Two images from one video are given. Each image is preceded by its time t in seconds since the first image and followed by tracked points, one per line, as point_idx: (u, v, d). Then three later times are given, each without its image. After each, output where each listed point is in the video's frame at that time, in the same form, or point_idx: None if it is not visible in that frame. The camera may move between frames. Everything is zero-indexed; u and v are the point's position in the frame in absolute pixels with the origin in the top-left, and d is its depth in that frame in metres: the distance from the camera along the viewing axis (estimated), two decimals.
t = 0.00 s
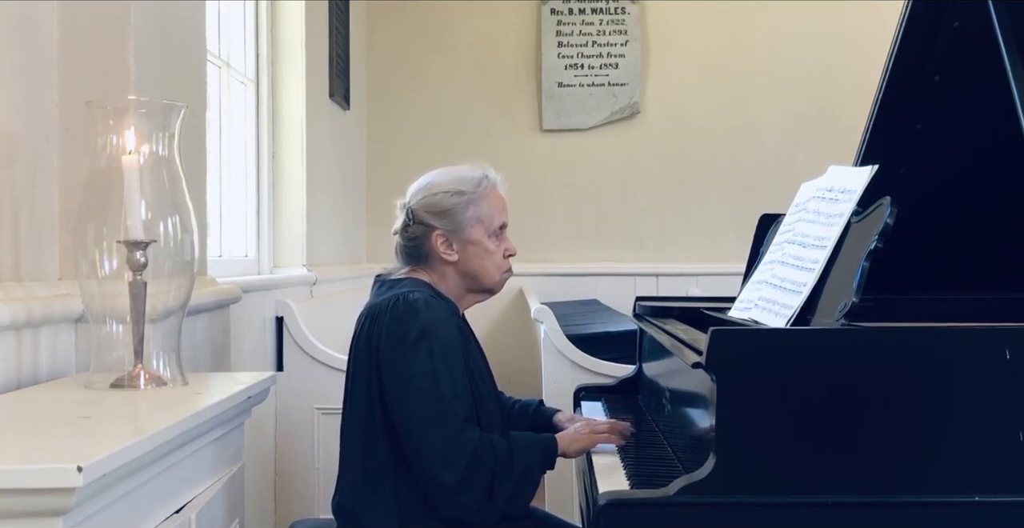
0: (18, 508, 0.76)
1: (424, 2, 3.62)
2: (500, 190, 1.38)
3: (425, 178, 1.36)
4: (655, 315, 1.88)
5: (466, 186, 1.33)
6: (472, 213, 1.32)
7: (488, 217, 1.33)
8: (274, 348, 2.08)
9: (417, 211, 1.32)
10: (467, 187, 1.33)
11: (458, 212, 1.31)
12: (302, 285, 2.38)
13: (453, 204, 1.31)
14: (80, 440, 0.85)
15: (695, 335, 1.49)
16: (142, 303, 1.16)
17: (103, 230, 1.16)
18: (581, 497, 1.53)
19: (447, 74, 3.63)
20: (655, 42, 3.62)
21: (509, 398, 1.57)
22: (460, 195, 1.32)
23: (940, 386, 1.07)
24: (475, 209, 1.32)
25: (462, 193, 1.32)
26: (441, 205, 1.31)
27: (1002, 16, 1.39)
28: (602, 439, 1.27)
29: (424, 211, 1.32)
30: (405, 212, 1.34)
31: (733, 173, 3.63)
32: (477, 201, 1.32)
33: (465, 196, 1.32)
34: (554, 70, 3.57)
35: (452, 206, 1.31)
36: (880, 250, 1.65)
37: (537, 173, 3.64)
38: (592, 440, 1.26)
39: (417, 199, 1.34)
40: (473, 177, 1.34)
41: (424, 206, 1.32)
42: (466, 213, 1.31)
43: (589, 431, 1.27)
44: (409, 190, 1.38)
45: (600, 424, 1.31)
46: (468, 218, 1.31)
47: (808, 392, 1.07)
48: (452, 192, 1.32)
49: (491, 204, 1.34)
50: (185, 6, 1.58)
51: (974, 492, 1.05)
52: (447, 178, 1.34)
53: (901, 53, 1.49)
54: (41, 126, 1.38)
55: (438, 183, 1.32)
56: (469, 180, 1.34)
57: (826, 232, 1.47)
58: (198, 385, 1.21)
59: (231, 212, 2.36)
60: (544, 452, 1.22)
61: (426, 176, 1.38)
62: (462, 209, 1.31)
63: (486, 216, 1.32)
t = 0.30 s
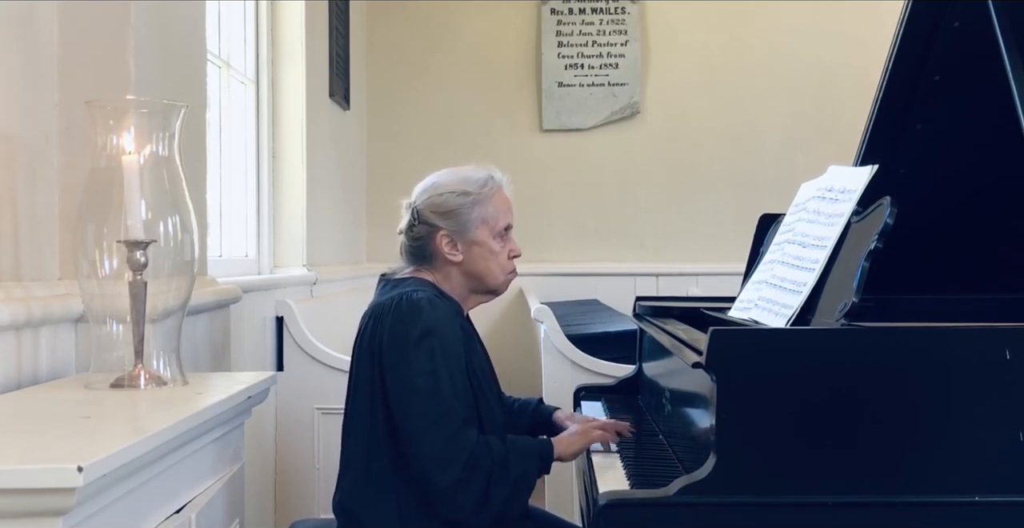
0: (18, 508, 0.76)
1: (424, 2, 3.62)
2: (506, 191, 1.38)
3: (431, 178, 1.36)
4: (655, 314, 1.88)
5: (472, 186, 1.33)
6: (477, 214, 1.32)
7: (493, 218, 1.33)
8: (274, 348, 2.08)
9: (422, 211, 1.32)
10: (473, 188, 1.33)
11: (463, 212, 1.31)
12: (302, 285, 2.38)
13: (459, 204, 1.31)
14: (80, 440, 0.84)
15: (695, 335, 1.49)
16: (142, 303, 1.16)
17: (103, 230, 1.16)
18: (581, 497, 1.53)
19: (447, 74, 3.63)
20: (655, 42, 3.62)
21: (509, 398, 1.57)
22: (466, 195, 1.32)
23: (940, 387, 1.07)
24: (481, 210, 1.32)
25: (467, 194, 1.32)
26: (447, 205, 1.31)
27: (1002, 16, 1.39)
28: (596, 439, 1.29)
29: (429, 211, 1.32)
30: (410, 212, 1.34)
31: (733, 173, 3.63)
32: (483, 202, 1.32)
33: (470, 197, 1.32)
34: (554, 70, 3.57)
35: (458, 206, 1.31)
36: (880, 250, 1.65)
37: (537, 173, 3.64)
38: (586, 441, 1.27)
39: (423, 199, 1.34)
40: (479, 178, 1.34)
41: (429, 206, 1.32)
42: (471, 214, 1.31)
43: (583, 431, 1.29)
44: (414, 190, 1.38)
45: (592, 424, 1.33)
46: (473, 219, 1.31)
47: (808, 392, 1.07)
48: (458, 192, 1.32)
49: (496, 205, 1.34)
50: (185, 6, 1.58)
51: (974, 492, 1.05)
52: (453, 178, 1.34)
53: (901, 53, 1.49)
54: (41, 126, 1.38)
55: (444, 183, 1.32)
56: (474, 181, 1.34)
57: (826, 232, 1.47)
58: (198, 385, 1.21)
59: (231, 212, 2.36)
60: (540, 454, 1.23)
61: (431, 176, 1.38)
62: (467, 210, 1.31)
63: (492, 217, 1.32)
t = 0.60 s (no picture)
0: (18, 508, 0.76)
1: (424, 2, 3.62)
2: (511, 193, 1.38)
3: (437, 179, 1.36)
4: (655, 314, 1.89)
5: (478, 187, 1.33)
6: (482, 214, 1.32)
7: (498, 219, 1.33)
8: (274, 348, 2.08)
9: (427, 211, 1.32)
10: (478, 188, 1.33)
11: (469, 213, 1.31)
12: (303, 285, 2.38)
13: (464, 205, 1.31)
14: (80, 440, 0.84)
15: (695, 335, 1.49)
16: (141, 303, 1.16)
17: (103, 230, 1.16)
18: (581, 497, 1.53)
19: (447, 74, 3.63)
20: (655, 42, 3.62)
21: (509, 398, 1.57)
22: (471, 196, 1.32)
23: (940, 387, 1.07)
24: (486, 211, 1.32)
25: (473, 195, 1.32)
26: (452, 205, 1.31)
27: (1002, 16, 1.39)
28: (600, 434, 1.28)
29: (434, 211, 1.32)
30: (416, 212, 1.34)
31: (733, 173, 3.63)
32: (488, 203, 1.32)
33: (476, 197, 1.32)
34: (554, 70, 3.57)
35: (463, 207, 1.31)
36: (880, 250, 1.65)
37: (537, 173, 3.64)
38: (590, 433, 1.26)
39: (429, 199, 1.34)
40: (485, 179, 1.34)
41: (434, 206, 1.32)
42: (476, 214, 1.31)
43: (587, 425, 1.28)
44: (420, 190, 1.38)
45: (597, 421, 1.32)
46: (478, 219, 1.31)
47: (808, 392, 1.07)
48: (464, 193, 1.32)
49: (501, 206, 1.34)
50: (184, 6, 1.58)
51: (975, 492, 1.05)
52: (459, 179, 1.34)
53: (901, 53, 1.49)
54: (41, 127, 1.38)
55: (450, 183, 1.32)
56: (480, 182, 1.34)
57: (826, 231, 1.47)
58: (198, 385, 1.21)
59: (231, 212, 2.36)
60: (546, 450, 1.22)
61: (437, 177, 1.38)
62: (473, 210, 1.31)
63: (497, 218, 1.32)
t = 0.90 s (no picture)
0: (18, 508, 0.76)
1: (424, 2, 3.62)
2: (514, 195, 1.38)
3: (440, 179, 1.36)
4: (655, 315, 1.89)
5: (481, 189, 1.33)
6: (485, 216, 1.31)
7: (501, 221, 1.33)
8: (274, 348, 2.08)
9: (430, 212, 1.32)
10: (482, 190, 1.33)
11: (471, 214, 1.31)
12: (302, 285, 2.38)
13: (468, 206, 1.31)
14: (79, 440, 0.84)
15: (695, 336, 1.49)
16: (142, 303, 1.16)
17: (103, 230, 1.16)
18: (581, 497, 1.53)
19: (447, 74, 3.63)
20: (655, 42, 3.62)
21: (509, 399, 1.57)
22: (475, 197, 1.32)
23: (941, 388, 1.07)
24: (489, 212, 1.32)
25: (477, 196, 1.32)
26: (456, 206, 1.31)
27: (1002, 16, 1.39)
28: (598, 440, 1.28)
29: (437, 212, 1.32)
30: (418, 212, 1.34)
31: (733, 173, 3.63)
32: (491, 205, 1.32)
33: (480, 199, 1.32)
34: (554, 70, 3.57)
35: (467, 208, 1.31)
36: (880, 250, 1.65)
37: (537, 173, 3.64)
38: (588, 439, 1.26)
39: (432, 199, 1.33)
40: (489, 181, 1.34)
41: (438, 206, 1.32)
42: (480, 216, 1.31)
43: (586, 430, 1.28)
44: (423, 190, 1.38)
45: (597, 425, 1.32)
46: (481, 221, 1.31)
47: (809, 392, 1.07)
48: (468, 194, 1.32)
49: (504, 208, 1.34)
50: (185, 6, 1.58)
51: (975, 492, 1.05)
52: (463, 180, 1.34)
53: (901, 53, 1.49)
54: (41, 127, 1.38)
55: (454, 184, 1.32)
56: (484, 183, 1.34)
57: (826, 232, 1.47)
58: (198, 385, 1.21)
59: (231, 212, 2.36)
60: (544, 452, 1.22)
61: (441, 177, 1.38)
62: (476, 212, 1.31)
63: (499, 220, 1.32)
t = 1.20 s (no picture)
0: (19, 508, 0.76)
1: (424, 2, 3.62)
2: (509, 195, 1.38)
3: (436, 176, 1.36)
4: (655, 314, 1.89)
5: (474, 187, 1.33)
6: (476, 215, 1.31)
7: (492, 221, 1.32)
8: (274, 348, 2.08)
9: (423, 207, 1.32)
10: (475, 188, 1.33)
11: (462, 212, 1.31)
12: (302, 285, 2.38)
13: (459, 204, 1.31)
14: (79, 440, 0.84)
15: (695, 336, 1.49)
16: (142, 303, 1.16)
17: (103, 230, 1.16)
18: (581, 497, 1.53)
19: (447, 74, 3.63)
20: (654, 42, 3.62)
21: (508, 399, 1.57)
22: (467, 195, 1.32)
23: (941, 388, 1.07)
24: (480, 212, 1.32)
25: (469, 194, 1.32)
26: (447, 203, 1.31)
27: (1002, 16, 1.39)
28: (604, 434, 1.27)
29: (429, 208, 1.32)
30: (411, 207, 1.35)
31: (733, 173, 3.63)
32: (484, 203, 1.32)
33: (472, 197, 1.32)
34: (554, 70, 3.57)
35: (458, 205, 1.31)
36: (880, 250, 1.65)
37: (537, 173, 3.64)
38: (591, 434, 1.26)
39: (424, 196, 1.34)
40: (483, 181, 1.34)
41: (430, 202, 1.32)
42: (471, 214, 1.31)
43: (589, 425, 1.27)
44: (417, 186, 1.38)
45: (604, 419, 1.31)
46: (471, 219, 1.31)
47: (808, 392, 1.07)
48: (460, 192, 1.31)
49: (497, 208, 1.33)
50: (185, 6, 1.58)
51: (976, 492, 1.05)
52: (458, 177, 1.34)
53: (901, 52, 1.49)
54: (41, 127, 1.38)
55: (447, 181, 1.32)
56: (478, 182, 1.33)
57: (826, 231, 1.47)
58: (198, 385, 1.21)
59: (231, 212, 2.36)
60: (543, 449, 1.21)
61: (436, 174, 1.38)
62: (467, 210, 1.31)
63: (490, 219, 1.32)
